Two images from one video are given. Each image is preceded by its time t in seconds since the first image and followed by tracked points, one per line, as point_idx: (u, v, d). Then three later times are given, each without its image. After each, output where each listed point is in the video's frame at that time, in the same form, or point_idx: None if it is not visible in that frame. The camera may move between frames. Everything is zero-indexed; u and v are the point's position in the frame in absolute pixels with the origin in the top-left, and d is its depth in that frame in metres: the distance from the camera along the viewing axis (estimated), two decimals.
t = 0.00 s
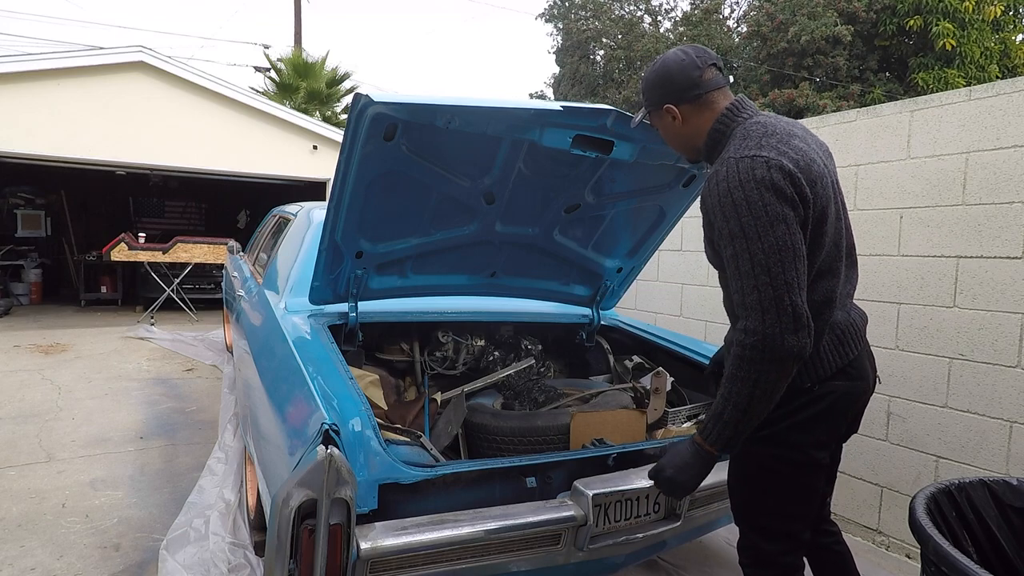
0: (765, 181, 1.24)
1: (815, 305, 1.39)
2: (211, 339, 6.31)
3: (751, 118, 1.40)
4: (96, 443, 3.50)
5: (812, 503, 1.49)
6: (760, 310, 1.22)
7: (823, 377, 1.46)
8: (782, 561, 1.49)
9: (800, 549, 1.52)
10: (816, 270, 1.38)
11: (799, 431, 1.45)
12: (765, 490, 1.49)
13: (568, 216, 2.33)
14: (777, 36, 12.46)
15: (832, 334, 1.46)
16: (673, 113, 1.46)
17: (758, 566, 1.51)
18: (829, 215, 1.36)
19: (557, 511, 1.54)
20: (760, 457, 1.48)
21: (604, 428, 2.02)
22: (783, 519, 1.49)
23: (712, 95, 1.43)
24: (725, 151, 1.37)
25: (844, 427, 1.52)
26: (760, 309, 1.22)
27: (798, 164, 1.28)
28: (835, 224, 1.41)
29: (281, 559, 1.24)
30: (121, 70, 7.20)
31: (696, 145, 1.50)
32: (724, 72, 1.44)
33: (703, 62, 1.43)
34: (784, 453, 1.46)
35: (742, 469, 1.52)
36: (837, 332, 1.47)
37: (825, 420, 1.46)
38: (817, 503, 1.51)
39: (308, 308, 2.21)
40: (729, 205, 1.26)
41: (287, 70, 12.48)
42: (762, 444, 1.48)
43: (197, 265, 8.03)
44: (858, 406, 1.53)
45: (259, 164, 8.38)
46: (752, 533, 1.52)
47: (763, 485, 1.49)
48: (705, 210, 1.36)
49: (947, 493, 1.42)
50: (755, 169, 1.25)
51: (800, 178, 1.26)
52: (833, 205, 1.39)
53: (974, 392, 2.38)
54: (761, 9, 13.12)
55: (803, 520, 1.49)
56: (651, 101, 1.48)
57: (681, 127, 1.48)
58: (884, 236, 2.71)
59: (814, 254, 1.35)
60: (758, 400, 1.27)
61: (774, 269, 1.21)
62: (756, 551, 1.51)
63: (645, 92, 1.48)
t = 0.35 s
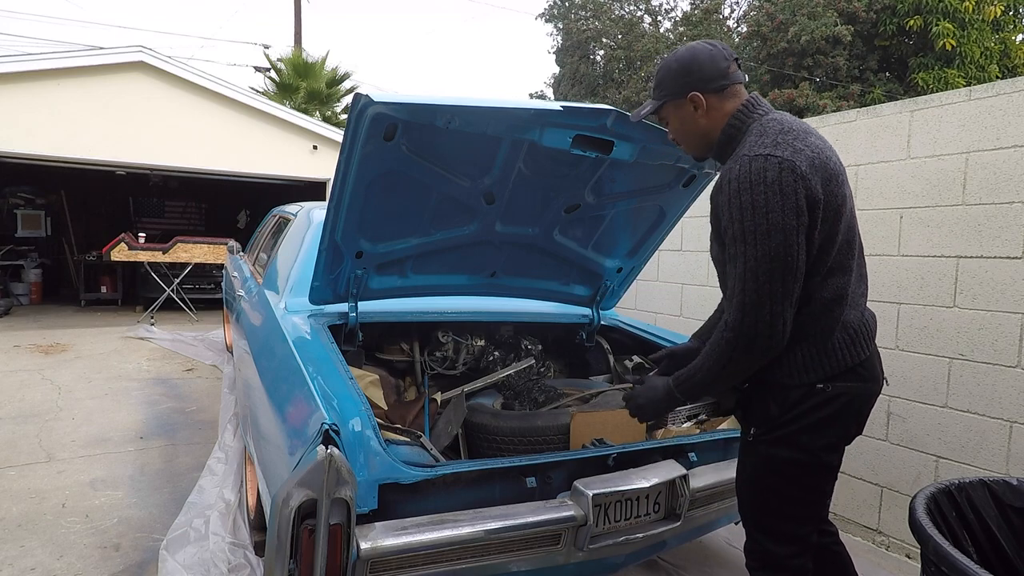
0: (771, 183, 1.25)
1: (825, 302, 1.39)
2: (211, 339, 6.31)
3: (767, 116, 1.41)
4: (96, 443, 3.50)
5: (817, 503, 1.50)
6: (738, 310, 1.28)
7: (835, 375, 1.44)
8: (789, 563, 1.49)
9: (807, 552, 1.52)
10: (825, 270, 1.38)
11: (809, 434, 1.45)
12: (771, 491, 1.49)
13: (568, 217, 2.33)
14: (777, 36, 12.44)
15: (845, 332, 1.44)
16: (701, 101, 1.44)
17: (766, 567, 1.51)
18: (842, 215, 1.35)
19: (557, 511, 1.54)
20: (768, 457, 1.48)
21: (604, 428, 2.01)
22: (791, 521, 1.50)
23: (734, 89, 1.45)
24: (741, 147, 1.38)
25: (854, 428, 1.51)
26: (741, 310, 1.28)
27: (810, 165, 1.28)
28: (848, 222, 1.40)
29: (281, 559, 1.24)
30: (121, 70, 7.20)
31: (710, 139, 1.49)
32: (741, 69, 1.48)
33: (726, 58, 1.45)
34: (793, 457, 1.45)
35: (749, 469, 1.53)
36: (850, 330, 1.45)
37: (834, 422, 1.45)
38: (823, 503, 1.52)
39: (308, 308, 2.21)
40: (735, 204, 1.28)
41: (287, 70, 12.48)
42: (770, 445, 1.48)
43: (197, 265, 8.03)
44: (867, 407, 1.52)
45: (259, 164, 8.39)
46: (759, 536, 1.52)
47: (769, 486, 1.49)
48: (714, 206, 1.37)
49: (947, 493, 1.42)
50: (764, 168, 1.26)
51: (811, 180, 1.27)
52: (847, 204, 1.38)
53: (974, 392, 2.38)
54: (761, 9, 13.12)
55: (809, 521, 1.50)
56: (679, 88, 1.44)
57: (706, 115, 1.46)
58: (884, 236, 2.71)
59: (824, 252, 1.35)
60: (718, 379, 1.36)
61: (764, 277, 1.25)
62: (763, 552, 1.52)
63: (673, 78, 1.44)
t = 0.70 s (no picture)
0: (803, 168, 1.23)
1: (837, 302, 1.39)
2: (211, 339, 6.31)
3: (786, 117, 1.43)
4: (96, 443, 3.50)
5: (823, 500, 1.51)
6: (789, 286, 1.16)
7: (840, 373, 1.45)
8: (794, 561, 1.49)
9: (811, 549, 1.52)
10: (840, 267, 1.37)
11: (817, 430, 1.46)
12: (779, 489, 1.50)
13: (568, 216, 2.33)
14: (777, 36, 12.44)
15: (853, 331, 1.44)
16: (743, 86, 1.47)
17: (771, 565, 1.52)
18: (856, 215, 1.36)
19: (557, 511, 1.54)
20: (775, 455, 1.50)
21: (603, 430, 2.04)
22: (796, 518, 1.50)
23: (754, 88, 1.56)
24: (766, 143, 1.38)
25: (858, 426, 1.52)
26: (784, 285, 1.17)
27: (834, 160, 1.29)
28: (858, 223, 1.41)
29: (281, 559, 1.25)
30: (121, 70, 7.20)
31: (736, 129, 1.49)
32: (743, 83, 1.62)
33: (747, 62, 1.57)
34: (803, 454, 1.46)
35: (756, 466, 1.54)
36: (859, 329, 1.45)
37: (838, 420, 1.47)
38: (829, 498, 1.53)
39: (308, 308, 2.21)
40: (773, 188, 1.24)
41: (287, 70, 12.48)
42: (777, 443, 1.50)
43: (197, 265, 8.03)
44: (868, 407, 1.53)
45: (259, 164, 8.38)
46: (766, 534, 1.53)
47: (776, 484, 1.50)
48: (737, 189, 1.33)
49: (947, 493, 1.42)
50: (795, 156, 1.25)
51: (835, 174, 1.27)
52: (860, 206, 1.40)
53: (974, 392, 2.38)
54: (760, 9, 13.12)
55: (815, 518, 1.51)
56: (728, 69, 1.45)
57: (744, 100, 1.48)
58: (884, 235, 2.71)
59: (839, 250, 1.34)
60: (741, 353, 1.19)
61: (804, 255, 1.18)
62: (767, 549, 1.53)
63: (722, 57, 1.44)
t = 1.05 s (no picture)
0: (789, 168, 1.33)
1: (832, 300, 1.43)
2: (211, 338, 6.31)
3: (795, 117, 1.49)
4: (96, 443, 3.50)
5: (819, 495, 1.50)
6: (756, 284, 1.32)
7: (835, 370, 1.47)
8: (790, 553, 1.49)
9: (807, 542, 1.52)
10: (836, 263, 1.42)
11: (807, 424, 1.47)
12: (774, 480, 1.49)
13: (568, 216, 2.33)
14: (777, 36, 12.44)
15: (851, 330, 1.47)
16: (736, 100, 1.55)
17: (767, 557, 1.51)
18: (853, 215, 1.41)
19: (557, 511, 1.54)
20: (767, 445, 1.50)
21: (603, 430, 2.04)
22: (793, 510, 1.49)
23: (772, 88, 1.53)
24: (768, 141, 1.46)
25: (853, 423, 1.53)
26: (756, 285, 1.33)
27: (825, 160, 1.36)
28: (858, 223, 1.45)
29: (281, 559, 1.24)
30: (121, 70, 7.21)
31: (743, 143, 1.61)
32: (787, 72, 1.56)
33: (766, 58, 1.54)
34: (795, 445, 1.47)
35: (751, 457, 1.53)
36: (856, 329, 1.48)
37: (831, 416, 1.47)
38: (824, 492, 1.52)
39: (308, 308, 2.22)
40: (754, 188, 1.36)
41: (287, 70, 12.49)
42: (769, 432, 1.50)
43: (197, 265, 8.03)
44: (864, 405, 1.54)
45: (259, 164, 8.38)
46: (762, 526, 1.52)
47: (771, 475, 1.49)
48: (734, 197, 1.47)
49: (947, 493, 1.42)
50: (782, 157, 1.35)
51: (825, 172, 1.34)
52: (861, 205, 1.44)
53: (974, 392, 2.38)
54: (760, 9, 13.13)
55: (812, 513, 1.50)
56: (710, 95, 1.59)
57: (730, 120, 1.58)
58: (884, 236, 2.71)
59: (832, 248, 1.40)
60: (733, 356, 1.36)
61: (778, 248, 1.31)
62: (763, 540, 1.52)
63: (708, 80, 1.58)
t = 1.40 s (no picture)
0: (809, 154, 1.47)
1: (843, 287, 1.52)
2: (211, 339, 6.31)
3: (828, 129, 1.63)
4: (96, 443, 3.50)
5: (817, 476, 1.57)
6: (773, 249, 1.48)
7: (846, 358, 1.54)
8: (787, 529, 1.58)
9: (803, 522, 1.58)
10: (851, 254, 1.51)
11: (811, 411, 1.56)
12: (775, 458, 1.60)
13: (568, 217, 2.34)
14: (777, 36, 12.45)
15: (869, 321, 1.53)
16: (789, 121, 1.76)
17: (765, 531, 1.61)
18: (873, 209, 1.53)
19: (557, 511, 1.54)
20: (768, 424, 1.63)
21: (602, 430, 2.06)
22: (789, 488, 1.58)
23: (822, 110, 1.69)
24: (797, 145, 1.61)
25: (858, 414, 1.57)
26: (773, 252, 1.48)
27: (845, 152, 1.50)
28: (880, 222, 1.55)
29: (281, 559, 1.24)
30: (121, 70, 7.21)
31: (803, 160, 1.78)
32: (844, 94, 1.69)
33: (821, 82, 1.69)
34: (791, 422, 1.58)
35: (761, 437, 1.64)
36: (876, 321, 1.54)
37: (837, 408, 1.55)
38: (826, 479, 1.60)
39: (308, 308, 2.21)
40: (775, 174, 1.52)
41: (287, 70, 12.48)
42: (777, 417, 1.61)
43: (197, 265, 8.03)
44: (873, 401, 1.58)
45: (259, 164, 8.39)
46: (761, 502, 1.63)
47: (771, 451, 1.60)
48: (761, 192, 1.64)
49: (947, 493, 1.42)
50: (803, 146, 1.51)
51: (842, 162, 1.48)
52: (880, 205, 1.54)
53: (974, 392, 2.38)
54: (761, 9, 13.14)
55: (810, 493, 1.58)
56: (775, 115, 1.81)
57: (785, 137, 1.77)
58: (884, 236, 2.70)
59: (846, 237, 1.51)
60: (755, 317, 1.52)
61: (793, 223, 1.45)
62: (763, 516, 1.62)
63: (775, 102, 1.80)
